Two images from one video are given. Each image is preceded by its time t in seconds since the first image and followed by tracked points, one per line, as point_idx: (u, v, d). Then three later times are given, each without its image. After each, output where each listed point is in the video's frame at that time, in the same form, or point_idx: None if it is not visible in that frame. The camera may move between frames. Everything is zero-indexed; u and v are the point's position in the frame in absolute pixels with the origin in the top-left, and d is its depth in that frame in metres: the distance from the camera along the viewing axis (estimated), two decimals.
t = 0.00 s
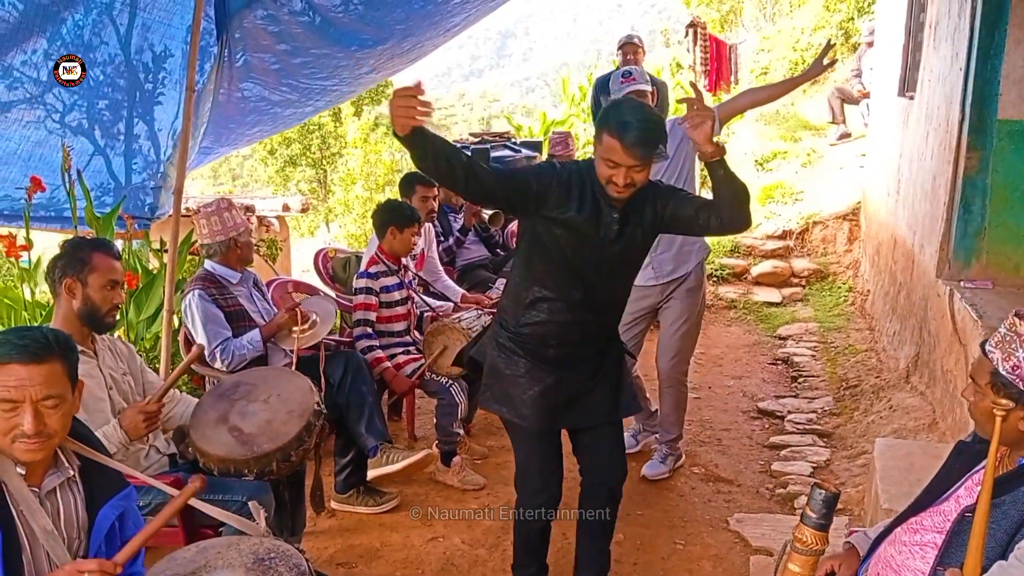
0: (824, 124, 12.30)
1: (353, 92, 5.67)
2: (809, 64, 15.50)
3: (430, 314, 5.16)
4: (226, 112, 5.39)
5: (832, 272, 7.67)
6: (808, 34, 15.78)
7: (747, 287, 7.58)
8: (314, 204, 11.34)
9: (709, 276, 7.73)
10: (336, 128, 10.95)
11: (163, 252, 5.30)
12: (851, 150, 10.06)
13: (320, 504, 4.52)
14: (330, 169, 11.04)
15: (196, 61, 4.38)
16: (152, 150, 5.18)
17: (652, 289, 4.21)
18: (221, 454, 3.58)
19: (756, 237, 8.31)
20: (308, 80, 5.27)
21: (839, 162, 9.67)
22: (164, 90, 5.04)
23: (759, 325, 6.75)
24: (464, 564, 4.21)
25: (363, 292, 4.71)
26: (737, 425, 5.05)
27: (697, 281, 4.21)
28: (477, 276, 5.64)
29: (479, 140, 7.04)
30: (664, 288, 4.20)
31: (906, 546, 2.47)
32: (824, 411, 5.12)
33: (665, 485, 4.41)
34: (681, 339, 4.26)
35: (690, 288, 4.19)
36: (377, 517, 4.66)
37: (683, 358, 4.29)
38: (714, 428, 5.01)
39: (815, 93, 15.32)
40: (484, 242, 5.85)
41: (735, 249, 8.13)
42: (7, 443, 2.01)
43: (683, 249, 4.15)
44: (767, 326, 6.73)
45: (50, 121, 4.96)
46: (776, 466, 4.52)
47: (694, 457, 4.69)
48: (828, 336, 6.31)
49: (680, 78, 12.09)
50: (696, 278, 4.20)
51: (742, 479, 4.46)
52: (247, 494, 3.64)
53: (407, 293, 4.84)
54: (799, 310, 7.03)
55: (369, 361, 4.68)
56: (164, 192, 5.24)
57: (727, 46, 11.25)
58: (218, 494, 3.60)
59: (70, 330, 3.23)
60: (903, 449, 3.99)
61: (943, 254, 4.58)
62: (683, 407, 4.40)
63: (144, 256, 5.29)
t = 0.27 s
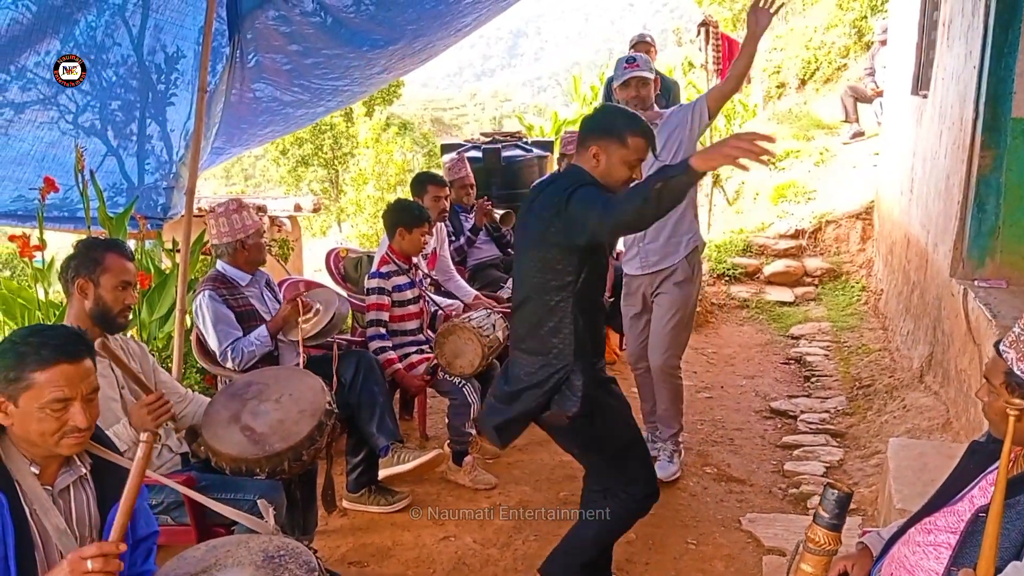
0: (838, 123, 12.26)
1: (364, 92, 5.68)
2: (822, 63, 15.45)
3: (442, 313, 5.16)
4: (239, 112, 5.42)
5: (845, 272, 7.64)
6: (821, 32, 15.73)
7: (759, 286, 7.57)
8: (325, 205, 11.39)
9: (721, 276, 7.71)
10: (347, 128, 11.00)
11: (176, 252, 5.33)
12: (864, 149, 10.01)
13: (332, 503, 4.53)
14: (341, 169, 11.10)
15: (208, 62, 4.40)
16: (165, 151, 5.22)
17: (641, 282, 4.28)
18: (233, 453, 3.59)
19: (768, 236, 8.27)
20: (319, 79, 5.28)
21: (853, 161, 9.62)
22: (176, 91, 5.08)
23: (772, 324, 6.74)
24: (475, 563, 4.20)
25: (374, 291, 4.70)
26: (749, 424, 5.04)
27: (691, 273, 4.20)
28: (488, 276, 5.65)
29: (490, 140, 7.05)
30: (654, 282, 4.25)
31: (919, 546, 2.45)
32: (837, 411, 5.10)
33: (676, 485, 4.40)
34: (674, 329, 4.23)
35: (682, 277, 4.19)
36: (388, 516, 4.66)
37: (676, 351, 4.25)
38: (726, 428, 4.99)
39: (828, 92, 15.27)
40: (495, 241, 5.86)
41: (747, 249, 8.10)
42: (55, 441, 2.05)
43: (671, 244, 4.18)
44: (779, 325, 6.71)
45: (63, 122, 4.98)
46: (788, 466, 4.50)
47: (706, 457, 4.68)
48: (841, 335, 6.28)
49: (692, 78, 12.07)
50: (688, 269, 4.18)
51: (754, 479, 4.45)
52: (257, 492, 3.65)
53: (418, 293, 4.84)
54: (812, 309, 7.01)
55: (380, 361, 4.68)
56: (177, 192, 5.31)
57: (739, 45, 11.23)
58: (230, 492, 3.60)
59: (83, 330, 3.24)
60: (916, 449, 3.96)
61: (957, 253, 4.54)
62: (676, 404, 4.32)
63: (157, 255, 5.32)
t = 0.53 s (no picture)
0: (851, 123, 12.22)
1: (376, 93, 5.68)
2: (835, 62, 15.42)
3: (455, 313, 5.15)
4: (251, 113, 5.43)
5: (859, 272, 7.61)
6: (833, 32, 15.69)
7: (772, 287, 7.55)
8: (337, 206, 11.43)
9: (733, 276, 7.69)
10: (359, 130, 11.04)
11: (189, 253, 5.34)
12: (877, 148, 9.97)
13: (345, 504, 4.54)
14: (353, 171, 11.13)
15: (221, 63, 4.41)
16: (177, 152, 5.25)
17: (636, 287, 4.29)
18: (247, 453, 3.59)
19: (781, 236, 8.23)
20: (331, 80, 5.29)
21: (866, 160, 9.59)
22: (189, 92, 5.10)
23: (785, 325, 6.72)
24: (488, 564, 4.20)
25: (387, 290, 4.70)
26: (763, 426, 5.02)
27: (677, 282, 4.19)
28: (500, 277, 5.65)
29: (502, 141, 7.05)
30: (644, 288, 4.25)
31: (937, 547, 2.43)
32: (852, 412, 5.08)
33: (690, 486, 4.39)
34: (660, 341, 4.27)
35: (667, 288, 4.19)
36: (401, 517, 4.66)
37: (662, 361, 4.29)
38: (740, 429, 4.97)
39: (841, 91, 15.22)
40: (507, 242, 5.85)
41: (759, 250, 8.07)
42: (83, 437, 2.08)
43: (654, 254, 4.20)
44: (793, 326, 6.69)
45: (77, 123, 5.00)
46: (802, 468, 4.49)
47: (719, 458, 4.66)
48: (855, 336, 6.26)
49: (704, 78, 12.05)
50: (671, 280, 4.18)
51: (769, 480, 4.43)
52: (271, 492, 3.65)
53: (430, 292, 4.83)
54: (826, 310, 6.99)
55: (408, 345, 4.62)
56: (189, 192, 5.32)
57: (750, 45, 11.21)
58: (244, 493, 3.59)
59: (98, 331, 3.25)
60: (932, 450, 3.94)
61: (973, 253, 4.52)
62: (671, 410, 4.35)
63: (170, 256, 5.33)
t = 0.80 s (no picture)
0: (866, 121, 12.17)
1: (390, 92, 5.70)
2: (850, 61, 15.37)
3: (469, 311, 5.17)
4: (266, 112, 5.46)
5: (875, 271, 7.58)
6: (848, 30, 15.64)
7: (787, 285, 7.53)
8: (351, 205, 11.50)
9: (748, 275, 7.68)
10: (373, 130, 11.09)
11: (205, 252, 5.37)
12: (893, 147, 9.93)
13: (360, 501, 4.55)
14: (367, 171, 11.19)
15: (236, 63, 4.43)
16: (192, 151, 5.43)
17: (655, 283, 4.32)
18: (264, 450, 3.60)
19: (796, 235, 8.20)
20: (345, 79, 5.30)
21: (881, 159, 9.55)
22: (205, 91, 5.20)
23: (801, 323, 6.71)
24: (504, 562, 4.20)
25: (400, 288, 4.74)
26: (779, 424, 5.01)
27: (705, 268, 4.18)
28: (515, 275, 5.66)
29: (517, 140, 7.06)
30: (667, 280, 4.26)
31: (956, 544, 2.40)
32: (869, 410, 5.07)
33: (705, 484, 4.39)
34: (690, 327, 4.20)
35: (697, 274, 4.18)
36: (417, 514, 4.66)
37: (689, 347, 4.22)
38: (756, 428, 4.97)
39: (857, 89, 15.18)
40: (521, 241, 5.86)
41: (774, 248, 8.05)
42: (105, 432, 2.09)
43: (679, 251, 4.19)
44: (809, 325, 6.67)
45: (94, 123, 5.01)
46: (819, 466, 4.47)
47: (735, 457, 4.65)
48: (872, 334, 6.24)
49: (718, 77, 12.04)
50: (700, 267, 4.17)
51: (785, 479, 4.42)
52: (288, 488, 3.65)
53: (444, 291, 4.86)
54: (842, 309, 6.97)
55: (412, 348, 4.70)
56: (207, 192, 5.55)
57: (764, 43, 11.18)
58: (262, 489, 3.60)
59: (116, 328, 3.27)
60: (949, 449, 3.92)
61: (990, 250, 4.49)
62: (690, 399, 4.28)
63: (187, 255, 5.36)
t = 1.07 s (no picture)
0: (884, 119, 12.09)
1: (406, 91, 5.71)
2: (867, 59, 15.30)
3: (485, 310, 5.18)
4: (283, 112, 5.48)
5: (893, 270, 7.54)
6: (865, 27, 15.56)
7: (804, 284, 7.50)
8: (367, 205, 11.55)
9: (765, 273, 7.65)
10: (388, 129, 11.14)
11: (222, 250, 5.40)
12: (911, 145, 9.87)
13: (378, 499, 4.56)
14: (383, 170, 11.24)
15: (253, 62, 4.46)
16: (210, 150, 5.25)
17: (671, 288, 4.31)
18: (281, 447, 3.62)
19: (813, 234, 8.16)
20: (362, 78, 5.32)
21: (900, 157, 9.49)
22: (222, 90, 5.13)
23: (818, 322, 6.69)
24: (520, 559, 4.20)
25: (416, 288, 4.75)
26: (797, 423, 4.99)
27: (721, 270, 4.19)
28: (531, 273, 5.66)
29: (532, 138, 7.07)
30: (687, 288, 4.31)
31: (976, 543, 2.36)
32: (887, 409, 5.04)
33: (722, 483, 4.38)
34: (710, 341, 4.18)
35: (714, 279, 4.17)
36: (434, 511, 4.66)
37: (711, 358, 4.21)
38: (773, 426, 4.95)
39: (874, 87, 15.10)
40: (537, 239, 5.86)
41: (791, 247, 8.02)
42: (125, 425, 2.12)
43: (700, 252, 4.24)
44: (826, 324, 6.64)
45: (113, 122, 5.06)
46: (837, 465, 4.45)
47: (752, 455, 4.64)
48: (890, 333, 6.20)
49: (734, 75, 12.01)
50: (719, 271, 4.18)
51: (802, 478, 4.40)
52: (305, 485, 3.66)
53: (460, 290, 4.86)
54: (860, 307, 6.93)
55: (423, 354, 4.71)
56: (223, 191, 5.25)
57: (780, 42, 11.14)
58: (280, 485, 3.63)
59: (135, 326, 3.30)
60: (968, 448, 3.89)
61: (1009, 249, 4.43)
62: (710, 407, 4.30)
63: (205, 254, 5.39)
